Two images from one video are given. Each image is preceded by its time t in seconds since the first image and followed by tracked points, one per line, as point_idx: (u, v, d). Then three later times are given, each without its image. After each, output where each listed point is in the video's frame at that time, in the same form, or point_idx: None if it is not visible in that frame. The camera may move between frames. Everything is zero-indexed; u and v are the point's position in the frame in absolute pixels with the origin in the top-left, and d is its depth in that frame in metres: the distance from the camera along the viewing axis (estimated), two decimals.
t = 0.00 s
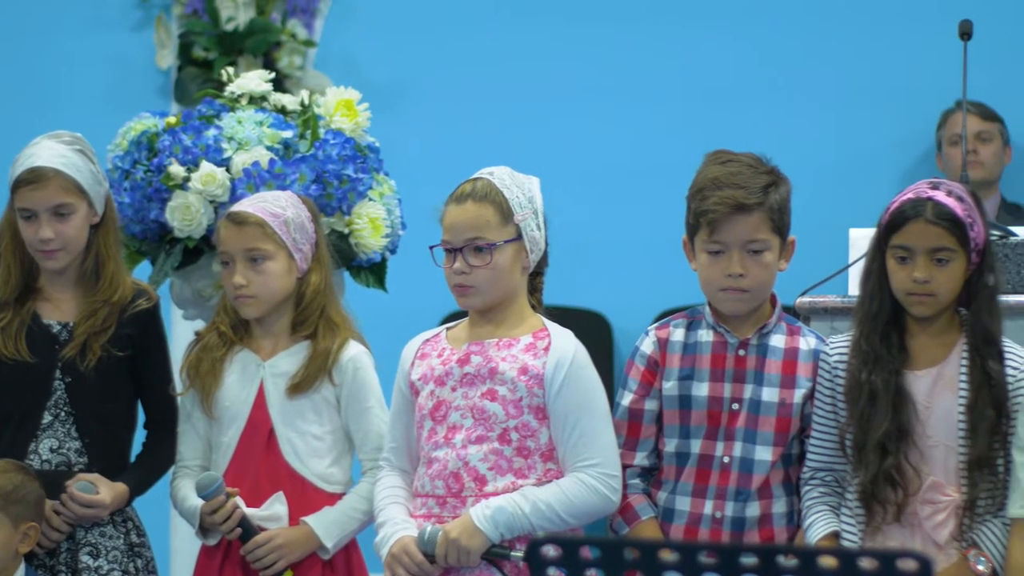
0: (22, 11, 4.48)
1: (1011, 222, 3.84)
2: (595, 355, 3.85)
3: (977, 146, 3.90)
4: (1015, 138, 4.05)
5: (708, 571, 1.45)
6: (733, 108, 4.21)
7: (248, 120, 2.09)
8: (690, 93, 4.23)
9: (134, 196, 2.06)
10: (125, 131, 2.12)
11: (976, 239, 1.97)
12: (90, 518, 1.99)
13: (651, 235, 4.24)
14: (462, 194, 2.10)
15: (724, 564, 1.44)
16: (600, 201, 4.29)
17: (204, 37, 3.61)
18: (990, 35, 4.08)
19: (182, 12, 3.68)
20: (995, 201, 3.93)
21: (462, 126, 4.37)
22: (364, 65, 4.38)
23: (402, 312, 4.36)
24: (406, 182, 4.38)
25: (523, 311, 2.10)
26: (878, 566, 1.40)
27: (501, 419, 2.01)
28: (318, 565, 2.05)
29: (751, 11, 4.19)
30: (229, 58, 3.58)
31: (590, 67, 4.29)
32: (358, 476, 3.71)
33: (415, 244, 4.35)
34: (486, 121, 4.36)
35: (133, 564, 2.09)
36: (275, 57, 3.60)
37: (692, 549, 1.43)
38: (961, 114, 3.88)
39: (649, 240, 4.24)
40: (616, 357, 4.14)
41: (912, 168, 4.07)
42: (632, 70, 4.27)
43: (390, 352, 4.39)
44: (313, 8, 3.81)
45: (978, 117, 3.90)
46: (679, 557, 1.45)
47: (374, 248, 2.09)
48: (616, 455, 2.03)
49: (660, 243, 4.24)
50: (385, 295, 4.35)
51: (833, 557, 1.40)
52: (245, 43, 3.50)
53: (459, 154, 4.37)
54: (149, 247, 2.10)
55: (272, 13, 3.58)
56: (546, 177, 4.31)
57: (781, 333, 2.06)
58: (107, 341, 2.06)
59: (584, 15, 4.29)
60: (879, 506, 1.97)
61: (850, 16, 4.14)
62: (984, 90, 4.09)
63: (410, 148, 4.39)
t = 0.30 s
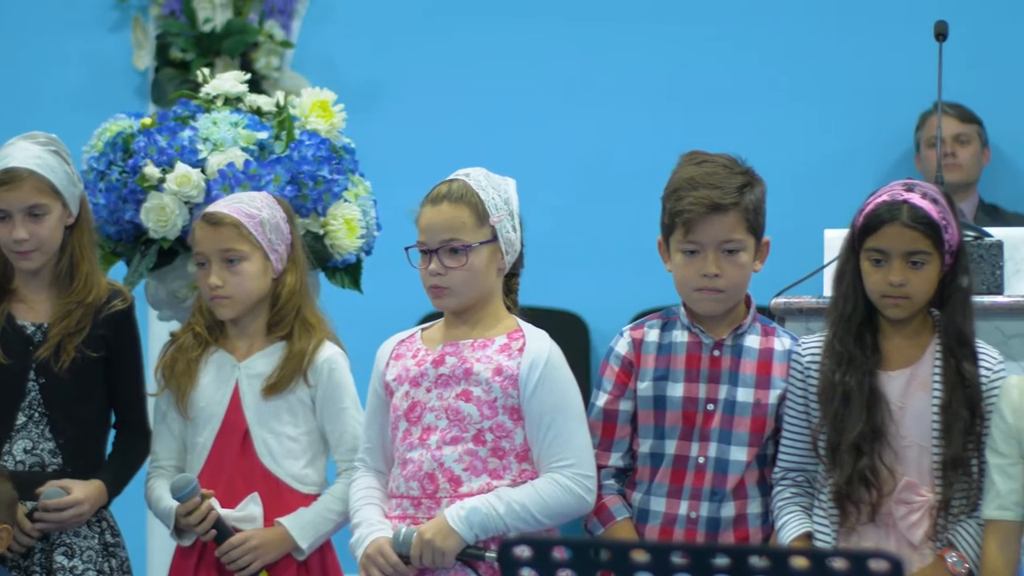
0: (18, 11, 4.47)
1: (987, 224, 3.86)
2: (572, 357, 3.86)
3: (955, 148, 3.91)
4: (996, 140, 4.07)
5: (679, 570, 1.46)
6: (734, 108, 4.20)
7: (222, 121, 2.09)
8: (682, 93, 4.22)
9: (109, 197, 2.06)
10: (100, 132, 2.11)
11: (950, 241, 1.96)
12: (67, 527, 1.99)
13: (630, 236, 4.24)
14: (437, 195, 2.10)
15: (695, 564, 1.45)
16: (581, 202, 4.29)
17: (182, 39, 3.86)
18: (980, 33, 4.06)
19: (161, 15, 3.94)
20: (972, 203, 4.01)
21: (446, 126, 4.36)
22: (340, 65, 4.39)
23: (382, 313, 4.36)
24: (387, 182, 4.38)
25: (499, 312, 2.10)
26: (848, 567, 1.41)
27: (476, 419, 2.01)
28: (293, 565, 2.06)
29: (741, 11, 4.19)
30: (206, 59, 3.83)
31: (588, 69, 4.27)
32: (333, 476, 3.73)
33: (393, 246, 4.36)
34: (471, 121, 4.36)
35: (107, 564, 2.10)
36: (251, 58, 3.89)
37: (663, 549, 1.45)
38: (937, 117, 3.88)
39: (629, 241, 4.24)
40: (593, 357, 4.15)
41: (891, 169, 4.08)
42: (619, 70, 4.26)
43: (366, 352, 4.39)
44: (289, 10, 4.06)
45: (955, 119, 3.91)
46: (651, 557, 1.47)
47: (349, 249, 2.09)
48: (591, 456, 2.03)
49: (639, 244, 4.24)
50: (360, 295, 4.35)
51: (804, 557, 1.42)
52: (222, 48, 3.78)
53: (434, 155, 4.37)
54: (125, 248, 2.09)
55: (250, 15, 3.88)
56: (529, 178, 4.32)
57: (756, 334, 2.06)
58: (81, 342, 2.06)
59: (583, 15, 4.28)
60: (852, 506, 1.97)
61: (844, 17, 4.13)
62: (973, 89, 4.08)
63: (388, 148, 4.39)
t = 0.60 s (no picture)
0: None
1: (961, 224, 3.87)
2: (547, 357, 3.85)
3: (929, 150, 3.91)
4: (976, 141, 4.08)
5: (652, 571, 1.47)
6: (741, 109, 4.17)
7: (197, 121, 2.09)
8: (670, 94, 4.22)
9: (84, 198, 2.06)
10: (75, 133, 2.12)
11: (922, 242, 1.96)
12: (50, 531, 2.00)
13: (609, 237, 4.24)
14: (413, 196, 2.10)
15: (668, 564, 1.46)
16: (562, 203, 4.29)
17: (158, 38, 3.89)
18: (974, 33, 4.06)
19: (137, 14, 3.97)
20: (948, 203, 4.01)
21: (428, 128, 4.35)
22: (318, 68, 4.36)
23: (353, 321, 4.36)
24: (369, 181, 4.37)
25: (475, 312, 2.10)
26: (821, 567, 1.42)
27: (452, 419, 2.01)
28: (269, 565, 2.06)
29: (731, 12, 4.18)
30: (184, 60, 3.88)
31: (585, 71, 4.26)
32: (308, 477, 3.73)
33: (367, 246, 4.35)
34: (458, 121, 4.34)
35: (85, 563, 2.09)
36: (229, 58, 3.93)
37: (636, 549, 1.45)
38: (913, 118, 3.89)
39: (607, 242, 4.24)
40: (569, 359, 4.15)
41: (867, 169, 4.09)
42: (605, 72, 4.25)
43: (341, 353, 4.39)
44: (267, 11, 4.11)
45: (930, 121, 3.91)
46: (623, 557, 1.48)
47: (324, 250, 2.10)
48: (567, 456, 2.03)
49: (617, 244, 4.24)
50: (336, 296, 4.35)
51: (777, 557, 1.42)
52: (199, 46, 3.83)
53: (404, 155, 4.36)
54: (99, 249, 2.11)
55: (226, 15, 3.92)
56: (512, 178, 4.31)
57: (731, 334, 2.07)
58: (57, 342, 2.06)
59: (577, 16, 4.26)
60: (828, 506, 1.96)
61: (834, 20, 4.13)
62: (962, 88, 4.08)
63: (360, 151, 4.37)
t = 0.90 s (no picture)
0: None
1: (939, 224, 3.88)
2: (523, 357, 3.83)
3: (908, 150, 3.95)
4: (956, 144, 4.07)
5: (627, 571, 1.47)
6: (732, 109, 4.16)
7: (175, 121, 2.09)
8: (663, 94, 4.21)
9: (61, 198, 2.06)
10: (52, 133, 2.12)
11: (899, 241, 1.96)
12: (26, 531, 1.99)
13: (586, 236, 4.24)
14: (391, 196, 2.09)
15: (644, 564, 1.46)
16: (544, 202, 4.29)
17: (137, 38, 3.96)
18: (968, 33, 4.04)
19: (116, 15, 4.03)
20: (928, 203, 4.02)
21: (412, 129, 4.35)
22: (297, 67, 4.39)
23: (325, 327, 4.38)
24: (355, 180, 4.38)
25: (453, 312, 2.10)
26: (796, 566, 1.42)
27: (429, 420, 2.01)
28: (247, 565, 2.06)
29: (723, 11, 4.17)
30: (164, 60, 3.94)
31: (581, 70, 4.25)
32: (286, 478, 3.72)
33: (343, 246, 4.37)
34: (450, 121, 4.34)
35: (64, 563, 2.09)
36: (208, 57, 4.03)
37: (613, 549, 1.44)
38: (890, 118, 3.88)
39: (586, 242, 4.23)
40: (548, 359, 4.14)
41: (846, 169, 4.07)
42: (594, 72, 4.24)
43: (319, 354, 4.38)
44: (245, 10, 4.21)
45: (907, 122, 3.92)
46: (599, 558, 1.47)
47: (303, 250, 2.10)
48: (545, 457, 2.04)
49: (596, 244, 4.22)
50: (314, 297, 4.35)
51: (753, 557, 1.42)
52: (178, 46, 3.94)
53: (385, 152, 4.37)
54: (78, 249, 2.10)
55: (206, 15, 4.03)
56: (497, 178, 4.31)
57: (708, 334, 2.07)
58: (34, 343, 2.04)
59: (575, 16, 4.25)
60: (809, 507, 1.96)
61: (828, 18, 4.10)
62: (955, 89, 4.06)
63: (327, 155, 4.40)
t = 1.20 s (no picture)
0: None
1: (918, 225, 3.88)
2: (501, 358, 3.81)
3: (888, 151, 3.91)
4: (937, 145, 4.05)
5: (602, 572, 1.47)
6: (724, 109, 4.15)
7: (154, 122, 2.10)
8: (658, 94, 4.18)
9: (40, 199, 2.06)
10: (31, 134, 2.12)
11: (877, 241, 1.96)
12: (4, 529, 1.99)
13: (562, 235, 4.24)
14: (369, 196, 2.09)
15: (619, 564, 1.46)
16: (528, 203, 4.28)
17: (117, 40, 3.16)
18: (966, 33, 4.01)
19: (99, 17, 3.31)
20: (908, 205, 4.00)
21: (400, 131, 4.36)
22: (277, 68, 4.42)
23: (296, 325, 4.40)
24: (344, 179, 4.39)
25: (431, 312, 2.10)
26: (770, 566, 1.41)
27: (406, 420, 2.01)
28: (223, 565, 2.06)
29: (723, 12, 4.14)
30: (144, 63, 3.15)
31: (578, 70, 4.23)
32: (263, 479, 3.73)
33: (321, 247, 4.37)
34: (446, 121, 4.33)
35: (41, 564, 2.08)
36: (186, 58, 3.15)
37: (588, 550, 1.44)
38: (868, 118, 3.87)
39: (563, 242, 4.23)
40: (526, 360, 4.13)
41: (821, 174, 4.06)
42: (590, 72, 4.22)
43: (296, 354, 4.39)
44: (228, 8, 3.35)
45: (886, 123, 3.90)
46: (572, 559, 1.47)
47: (281, 251, 2.10)
48: (522, 458, 2.03)
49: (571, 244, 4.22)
50: (294, 299, 4.34)
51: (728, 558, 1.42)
52: (158, 47, 3.09)
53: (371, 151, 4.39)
54: (56, 250, 2.10)
55: (186, 15, 3.18)
56: (484, 178, 4.31)
57: (685, 335, 2.07)
58: (11, 343, 2.02)
59: (576, 17, 4.23)
60: (790, 507, 1.95)
61: (826, 16, 4.07)
62: (953, 88, 4.02)
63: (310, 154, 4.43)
